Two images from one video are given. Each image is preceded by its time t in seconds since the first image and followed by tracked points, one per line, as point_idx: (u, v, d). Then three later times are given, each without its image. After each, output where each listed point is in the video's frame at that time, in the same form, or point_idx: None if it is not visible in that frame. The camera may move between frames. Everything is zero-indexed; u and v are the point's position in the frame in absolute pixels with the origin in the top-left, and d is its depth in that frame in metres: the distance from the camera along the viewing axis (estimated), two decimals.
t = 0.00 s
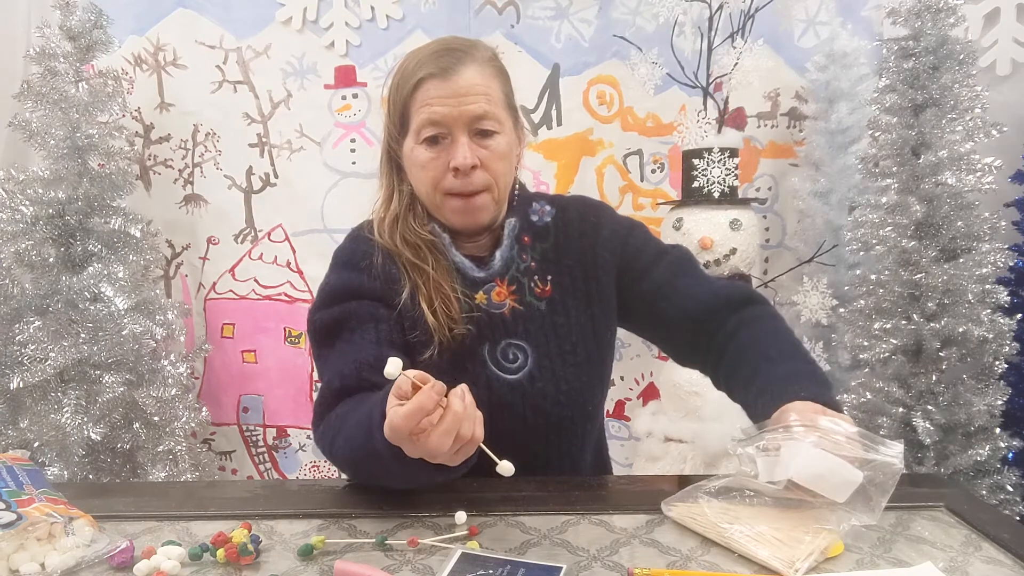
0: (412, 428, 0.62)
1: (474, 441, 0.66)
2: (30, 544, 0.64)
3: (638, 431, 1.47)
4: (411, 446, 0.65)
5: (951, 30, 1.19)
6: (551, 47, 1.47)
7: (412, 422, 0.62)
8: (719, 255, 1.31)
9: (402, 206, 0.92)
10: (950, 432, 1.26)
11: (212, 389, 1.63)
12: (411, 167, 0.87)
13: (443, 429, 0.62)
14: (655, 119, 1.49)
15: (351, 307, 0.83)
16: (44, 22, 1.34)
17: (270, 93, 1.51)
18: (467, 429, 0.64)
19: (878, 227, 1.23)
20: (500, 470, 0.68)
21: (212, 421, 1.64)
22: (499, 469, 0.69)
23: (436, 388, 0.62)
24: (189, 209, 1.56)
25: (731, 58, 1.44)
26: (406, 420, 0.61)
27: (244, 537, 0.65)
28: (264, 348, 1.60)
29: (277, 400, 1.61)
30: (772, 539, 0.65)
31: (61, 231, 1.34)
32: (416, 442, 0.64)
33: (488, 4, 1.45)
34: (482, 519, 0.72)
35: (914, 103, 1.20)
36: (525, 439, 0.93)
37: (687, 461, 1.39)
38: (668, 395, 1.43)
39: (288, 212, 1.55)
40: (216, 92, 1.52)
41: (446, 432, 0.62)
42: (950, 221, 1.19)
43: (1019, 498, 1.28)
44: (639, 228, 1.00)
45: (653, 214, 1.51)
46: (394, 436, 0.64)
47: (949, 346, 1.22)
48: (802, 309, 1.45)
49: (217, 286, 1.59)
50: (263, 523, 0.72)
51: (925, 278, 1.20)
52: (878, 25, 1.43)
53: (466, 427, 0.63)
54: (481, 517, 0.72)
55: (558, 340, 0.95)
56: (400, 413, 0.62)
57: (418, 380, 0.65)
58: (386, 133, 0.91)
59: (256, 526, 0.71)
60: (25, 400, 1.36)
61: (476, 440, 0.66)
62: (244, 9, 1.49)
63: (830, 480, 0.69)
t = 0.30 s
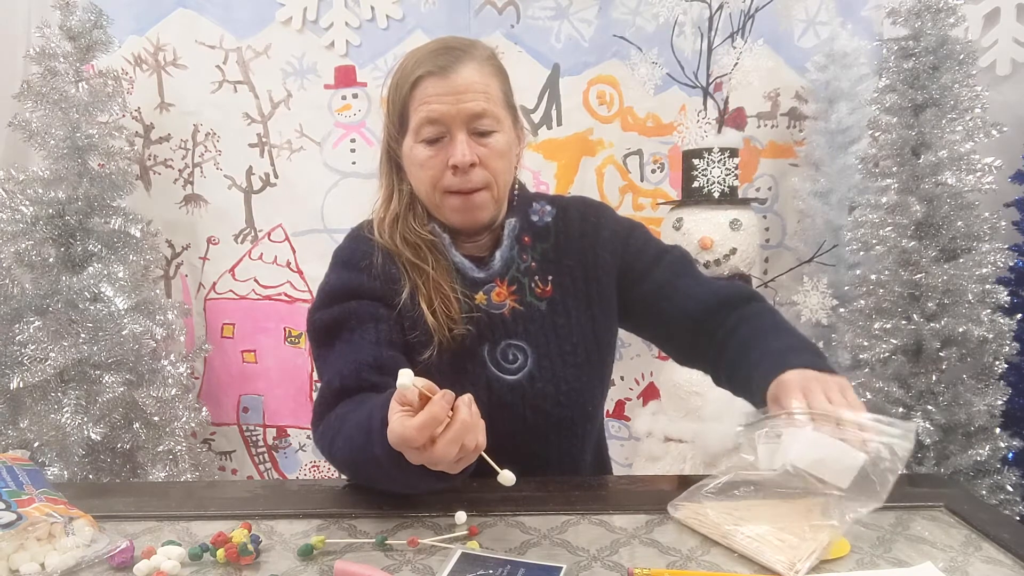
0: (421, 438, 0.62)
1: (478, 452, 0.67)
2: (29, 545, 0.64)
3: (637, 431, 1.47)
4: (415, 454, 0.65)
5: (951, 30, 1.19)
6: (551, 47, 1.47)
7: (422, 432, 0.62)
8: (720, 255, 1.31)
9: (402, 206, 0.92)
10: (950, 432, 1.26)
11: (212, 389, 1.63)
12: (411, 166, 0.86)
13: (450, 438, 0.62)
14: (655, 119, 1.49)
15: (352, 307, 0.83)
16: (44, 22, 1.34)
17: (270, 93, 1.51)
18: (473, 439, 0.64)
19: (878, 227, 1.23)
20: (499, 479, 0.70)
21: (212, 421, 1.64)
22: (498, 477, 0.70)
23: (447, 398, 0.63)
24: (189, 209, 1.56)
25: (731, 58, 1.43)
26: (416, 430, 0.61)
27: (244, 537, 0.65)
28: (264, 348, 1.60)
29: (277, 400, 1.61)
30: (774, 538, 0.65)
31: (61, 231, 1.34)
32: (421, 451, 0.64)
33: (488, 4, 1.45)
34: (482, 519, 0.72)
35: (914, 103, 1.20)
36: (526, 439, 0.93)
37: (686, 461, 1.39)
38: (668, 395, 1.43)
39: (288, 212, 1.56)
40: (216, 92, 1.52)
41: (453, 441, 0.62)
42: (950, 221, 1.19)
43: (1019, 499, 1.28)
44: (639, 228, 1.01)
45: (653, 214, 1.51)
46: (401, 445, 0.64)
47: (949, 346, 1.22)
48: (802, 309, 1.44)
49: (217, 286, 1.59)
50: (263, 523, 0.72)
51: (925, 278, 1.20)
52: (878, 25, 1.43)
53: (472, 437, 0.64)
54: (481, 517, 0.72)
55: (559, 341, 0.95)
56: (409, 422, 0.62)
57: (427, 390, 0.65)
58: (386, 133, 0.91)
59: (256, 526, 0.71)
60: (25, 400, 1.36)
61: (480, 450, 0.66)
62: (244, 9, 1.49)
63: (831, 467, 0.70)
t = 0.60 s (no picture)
0: (445, 444, 0.62)
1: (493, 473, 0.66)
2: (30, 545, 0.64)
3: (637, 431, 1.47)
4: (431, 464, 0.65)
5: (951, 30, 1.19)
6: (551, 47, 1.47)
7: (445, 437, 0.62)
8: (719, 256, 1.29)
9: (397, 206, 0.91)
10: (951, 432, 1.26)
11: (212, 389, 1.63)
12: (405, 165, 0.86)
13: (469, 451, 0.62)
14: (655, 119, 1.49)
15: (349, 307, 0.83)
16: (44, 22, 1.34)
17: (270, 93, 1.51)
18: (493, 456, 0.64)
19: (878, 227, 1.23)
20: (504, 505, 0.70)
21: (212, 421, 1.64)
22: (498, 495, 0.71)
23: (472, 412, 0.62)
24: (189, 209, 1.56)
25: (731, 58, 1.44)
26: (443, 437, 0.61)
27: (244, 537, 0.65)
28: (264, 347, 1.60)
29: (278, 400, 1.61)
30: (777, 537, 0.65)
31: (61, 231, 1.34)
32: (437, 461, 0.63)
33: (488, 4, 1.45)
34: (482, 519, 0.72)
35: (914, 103, 1.20)
36: (525, 440, 0.93)
37: (687, 461, 1.39)
38: (668, 395, 1.43)
39: (288, 212, 1.56)
40: (216, 92, 1.52)
41: (472, 454, 0.62)
42: (950, 221, 1.19)
43: (1019, 499, 1.28)
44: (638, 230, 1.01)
45: (653, 214, 1.50)
46: (420, 450, 0.63)
47: (949, 346, 1.22)
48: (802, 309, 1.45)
49: (217, 286, 1.59)
50: (263, 523, 0.72)
51: (925, 278, 1.20)
52: (878, 25, 1.43)
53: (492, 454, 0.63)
54: (481, 517, 0.72)
55: (558, 341, 0.95)
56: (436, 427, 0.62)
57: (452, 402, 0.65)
58: (379, 133, 0.91)
59: (256, 526, 0.71)
60: (25, 400, 1.36)
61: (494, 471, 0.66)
62: (245, 10, 1.49)
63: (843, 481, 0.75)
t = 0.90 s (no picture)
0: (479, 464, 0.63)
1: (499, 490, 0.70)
2: (30, 544, 0.64)
3: (637, 431, 1.47)
4: (452, 478, 0.65)
5: (951, 30, 1.19)
6: (551, 47, 1.46)
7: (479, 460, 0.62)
8: (719, 255, 1.31)
9: (389, 207, 0.90)
10: (951, 432, 1.26)
11: (212, 389, 1.63)
12: (398, 165, 0.85)
13: (498, 471, 0.65)
14: (655, 119, 1.49)
15: (343, 307, 0.83)
16: (44, 22, 1.34)
17: (270, 93, 1.51)
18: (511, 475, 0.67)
19: (878, 227, 1.23)
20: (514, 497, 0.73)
21: (212, 421, 1.64)
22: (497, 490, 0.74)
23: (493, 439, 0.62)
24: (189, 209, 1.56)
25: (731, 57, 1.45)
26: (478, 456, 0.62)
27: (244, 537, 0.65)
28: (264, 347, 1.60)
29: (278, 400, 1.61)
30: (778, 537, 0.65)
31: (61, 232, 1.34)
32: (464, 478, 0.65)
33: (489, 4, 1.43)
34: (482, 519, 0.72)
35: (914, 103, 1.20)
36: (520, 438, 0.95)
37: (687, 461, 1.39)
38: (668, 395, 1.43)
39: (287, 212, 1.55)
40: (216, 92, 1.52)
41: (500, 474, 0.65)
42: (950, 221, 1.19)
43: (1019, 499, 1.28)
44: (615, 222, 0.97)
45: (653, 214, 1.50)
46: (450, 470, 0.63)
47: (949, 346, 1.22)
48: (802, 309, 1.45)
49: (217, 286, 1.60)
50: (263, 523, 0.72)
51: (925, 278, 1.20)
52: (878, 25, 1.43)
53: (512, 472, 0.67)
54: (481, 517, 0.73)
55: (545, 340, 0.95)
56: (468, 447, 0.62)
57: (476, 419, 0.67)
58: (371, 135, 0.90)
59: (256, 526, 0.71)
60: (25, 400, 1.36)
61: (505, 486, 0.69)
62: (245, 10, 1.49)
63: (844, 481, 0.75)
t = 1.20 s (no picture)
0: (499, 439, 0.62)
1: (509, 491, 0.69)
2: (30, 545, 0.64)
3: (638, 431, 1.47)
4: (468, 461, 0.64)
5: (952, 30, 1.19)
6: (551, 47, 1.47)
7: (500, 436, 0.62)
8: (719, 255, 1.31)
9: (380, 208, 0.90)
10: (951, 432, 1.26)
11: (212, 389, 1.63)
12: (389, 166, 0.83)
13: (516, 455, 0.64)
14: (655, 119, 1.49)
15: (338, 307, 0.84)
16: (44, 22, 1.34)
17: (270, 93, 1.51)
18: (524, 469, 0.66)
19: (878, 227, 1.23)
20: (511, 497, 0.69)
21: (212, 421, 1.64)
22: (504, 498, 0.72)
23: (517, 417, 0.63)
24: (189, 209, 1.56)
25: (731, 58, 1.43)
26: (499, 429, 0.61)
27: (244, 537, 0.65)
28: (265, 347, 1.60)
29: (278, 400, 1.61)
30: (779, 537, 0.65)
31: (61, 231, 1.34)
32: (480, 461, 0.64)
33: (489, 4, 1.45)
34: (482, 519, 0.72)
35: (914, 103, 1.20)
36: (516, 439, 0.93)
37: (687, 461, 1.39)
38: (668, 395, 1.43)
39: (287, 212, 1.56)
40: (216, 92, 1.52)
41: (516, 459, 0.64)
42: (950, 221, 1.19)
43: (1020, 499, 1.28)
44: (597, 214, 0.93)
45: (653, 214, 1.51)
46: (470, 446, 0.62)
47: (949, 346, 1.22)
48: (802, 309, 1.44)
49: (217, 286, 1.59)
50: (263, 523, 0.71)
51: (925, 278, 1.20)
52: (878, 25, 1.43)
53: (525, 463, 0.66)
54: (482, 517, 0.72)
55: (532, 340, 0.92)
56: (489, 421, 0.62)
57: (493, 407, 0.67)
58: (365, 137, 0.88)
59: (256, 526, 0.71)
60: (25, 400, 1.36)
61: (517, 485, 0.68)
62: (245, 10, 1.49)
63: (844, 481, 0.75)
